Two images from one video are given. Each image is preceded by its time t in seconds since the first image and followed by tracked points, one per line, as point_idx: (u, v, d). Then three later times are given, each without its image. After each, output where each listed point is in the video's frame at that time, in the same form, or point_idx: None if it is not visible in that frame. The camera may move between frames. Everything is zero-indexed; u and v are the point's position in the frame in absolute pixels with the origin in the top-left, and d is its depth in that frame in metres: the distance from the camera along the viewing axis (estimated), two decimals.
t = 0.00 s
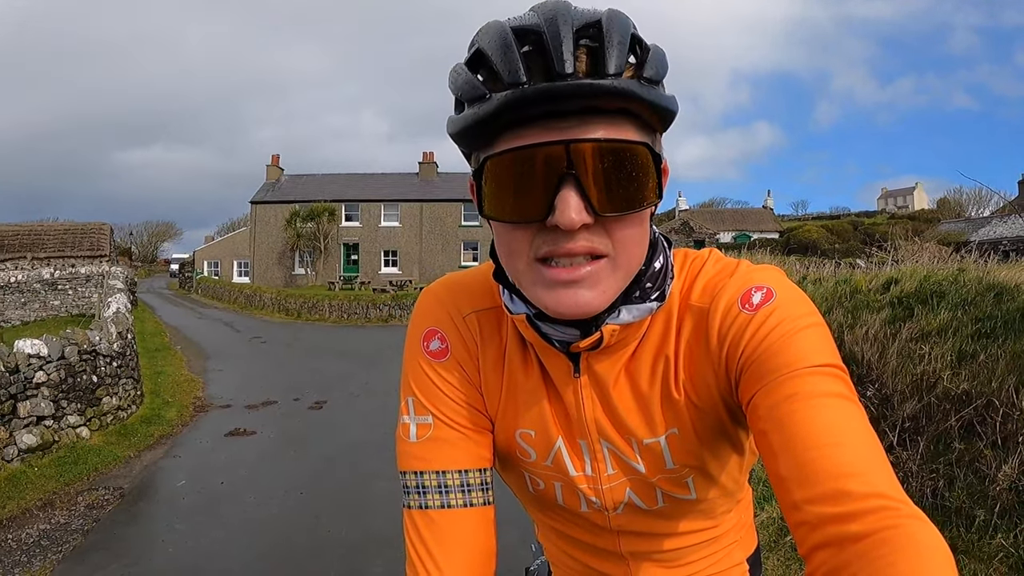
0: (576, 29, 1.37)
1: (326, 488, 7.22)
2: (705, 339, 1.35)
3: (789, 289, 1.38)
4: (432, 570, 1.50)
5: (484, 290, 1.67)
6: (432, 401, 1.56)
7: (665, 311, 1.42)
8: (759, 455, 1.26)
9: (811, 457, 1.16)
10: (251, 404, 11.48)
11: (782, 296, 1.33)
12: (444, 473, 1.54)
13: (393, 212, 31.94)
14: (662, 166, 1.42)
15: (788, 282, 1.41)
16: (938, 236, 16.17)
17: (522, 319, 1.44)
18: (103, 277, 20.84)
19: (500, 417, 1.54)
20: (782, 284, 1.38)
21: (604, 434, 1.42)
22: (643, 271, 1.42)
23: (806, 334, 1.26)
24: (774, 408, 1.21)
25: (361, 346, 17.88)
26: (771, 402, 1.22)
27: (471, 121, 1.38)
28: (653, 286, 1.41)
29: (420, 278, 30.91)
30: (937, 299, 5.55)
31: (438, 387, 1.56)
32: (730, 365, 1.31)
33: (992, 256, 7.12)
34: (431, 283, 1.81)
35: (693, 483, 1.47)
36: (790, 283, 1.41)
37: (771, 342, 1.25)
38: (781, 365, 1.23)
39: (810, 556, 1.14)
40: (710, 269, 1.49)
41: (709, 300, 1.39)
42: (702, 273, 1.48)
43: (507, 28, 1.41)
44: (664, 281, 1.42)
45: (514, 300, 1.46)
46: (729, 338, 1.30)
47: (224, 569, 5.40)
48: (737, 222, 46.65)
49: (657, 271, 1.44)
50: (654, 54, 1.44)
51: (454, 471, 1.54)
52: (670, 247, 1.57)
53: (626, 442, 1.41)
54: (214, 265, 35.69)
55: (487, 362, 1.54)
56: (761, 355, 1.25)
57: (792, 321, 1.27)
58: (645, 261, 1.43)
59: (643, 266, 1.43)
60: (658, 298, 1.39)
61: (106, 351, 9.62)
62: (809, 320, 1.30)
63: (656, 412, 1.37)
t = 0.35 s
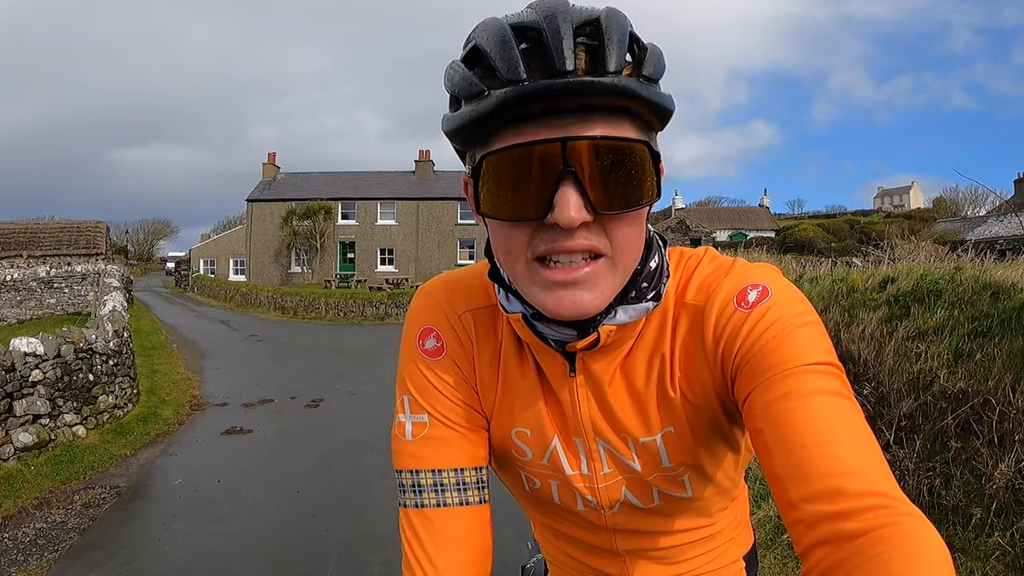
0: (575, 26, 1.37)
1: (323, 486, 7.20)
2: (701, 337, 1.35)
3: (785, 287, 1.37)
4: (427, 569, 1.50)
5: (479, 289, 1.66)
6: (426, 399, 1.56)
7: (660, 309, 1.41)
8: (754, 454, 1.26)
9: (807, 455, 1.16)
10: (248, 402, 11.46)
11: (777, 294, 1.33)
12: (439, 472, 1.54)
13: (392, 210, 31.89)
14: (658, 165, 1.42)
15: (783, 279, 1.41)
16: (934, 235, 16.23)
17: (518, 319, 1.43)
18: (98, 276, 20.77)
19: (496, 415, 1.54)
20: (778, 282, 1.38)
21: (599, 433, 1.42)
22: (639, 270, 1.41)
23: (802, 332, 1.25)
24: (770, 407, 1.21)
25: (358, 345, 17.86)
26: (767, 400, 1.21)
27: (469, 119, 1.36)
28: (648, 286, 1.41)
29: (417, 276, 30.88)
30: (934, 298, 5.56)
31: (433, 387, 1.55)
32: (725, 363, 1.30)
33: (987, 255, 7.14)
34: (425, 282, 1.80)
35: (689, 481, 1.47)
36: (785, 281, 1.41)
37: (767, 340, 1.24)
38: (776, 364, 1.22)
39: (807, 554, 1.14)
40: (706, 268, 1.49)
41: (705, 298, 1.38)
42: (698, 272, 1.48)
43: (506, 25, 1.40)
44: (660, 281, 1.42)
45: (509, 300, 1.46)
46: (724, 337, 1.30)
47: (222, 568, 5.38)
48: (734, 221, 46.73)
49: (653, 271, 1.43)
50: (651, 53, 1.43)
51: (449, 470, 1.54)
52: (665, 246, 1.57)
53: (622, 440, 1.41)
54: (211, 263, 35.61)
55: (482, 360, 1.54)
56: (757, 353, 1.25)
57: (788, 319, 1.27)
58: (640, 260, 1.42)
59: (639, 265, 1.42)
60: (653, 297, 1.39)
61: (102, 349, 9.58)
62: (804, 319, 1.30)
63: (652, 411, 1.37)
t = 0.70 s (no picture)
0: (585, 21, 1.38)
1: (333, 481, 7.27)
2: (700, 336, 1.34)
3: (784, 286, 1.36)
4: (423, 568, 1.50)
5: (478, 288, 1.67)
6: (425, 397, 1.56)
7: (660, 308, 1.41)
8: (755, 453, 1.25)
9: (806, 454, 1.15)
10: (261, 397, 11.58)
11: (776, 293, 1.32)
12: (437, 469, 1.55)
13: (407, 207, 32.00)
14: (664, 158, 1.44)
15: (782, 278, 1.40)
16: (953, 237, 16.03)
17: (517, 316, 1.43)
18: (115, 270, 21.04)
19: (495, 413, 1.54)
20: (777, 281, 1.37)
21: (598, 432, 1.42)
22: (639, 266, 1.40)
23: (801, 331, 1.25)
24: (769, 406, 1.20)
25: (371, 341, 17.96)
26: (767, 400, 1.21)
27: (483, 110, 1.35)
28: (648, 282, 1.40)
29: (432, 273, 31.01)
30: (950, 301, 5.50)
31: (432, 384, 1.56)
32: (724, 362, 1.30)
33: (1007, 258, 7.04)
34: (426, 279, 1.81)
35: (689, 481, 1.47)
36: (784, 280, 1.40)
37: (766, 339, 1.24)
38: (775, 363, 1.22)
39: (807, 554, 1.13)
40: (705, 267, 1.48)
41: (704, 297, 1.38)
42: (697, 271, 1.47)
43: (515, 20, 1.40)
44: (659, 278, 1.42)
45: (510, 298, 1.46)
46: (724, 336, 1.29)
47: (231, 561, 5.45)
48: (749, 221, 46.39)
49: (653, 267, 1.43)
50: (652, 52, 1.43)
51: (447, 468, 1.54)
52: (664, 244, 1.56)
53: (621, 439, 1.41)
54: (227, 259, 36.01)
55: (481, 358, 1.54)
56: (756, 352, 1.24)
57: (787, 318, 1.27)
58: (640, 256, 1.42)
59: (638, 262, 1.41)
60: (653, 294, 1.39)
61: (118, 343, 9.72)
62: (804, 318, 1.29)
63: (651, 409, 1.37)
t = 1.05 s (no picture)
0: (577, 25, 1.37)
1: (341, 478, 7.32)
2: (699, 336, 1.34)
3: (782, 286, 1.36)
4: (423, 569, 1.51)
5: (478, 289, 1.67)
6: (424, 398, 1.57)
7: (659, 309, 1.41)
8: (754, 454, 1.25)
9: (804, 454, 1.15)
10: (270, 394, 11.65)
11: (775, 294, 1.32)
12: (436, 470, 1.56)
13: (415, 204, 32.07)
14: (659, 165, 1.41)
15: (781, 278, 1.40)
16: (966, 232, 15.89)
17: (517, 318, 1.44)
18: (125, 267, 21.18)
19: (494, 414, 1.55)
20: (777, 281, 1.37)
21: (598, 433, 1.42)
22: (637, 270, 1.41)
23: (800, 331, 1.24)
24: (767, 406, 1.21)
25: (379, 338, 18.03)
26: (765, 400, 1.21)
27: (469, 117, 1.37)
28: (646, 284, 1.41)
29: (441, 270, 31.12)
30: (959, 298, 5.45)
31: (432, 386, 1.57)
32: (724, 363, 1.30)
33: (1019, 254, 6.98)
34: (427, 280, 1.82)
35: (689, 482, 1.47)
36: (783, 280, 1.40)
37: (765, 339, 1.24)
38: (775, 363, 1.21)
39: (806, 553, 1.13)
40: (705, 267, 1.48)
41: (703, 298, 1.38)
42: (696, 271, 1.47)
43: (507, 23, 1.40)
44: (658, 280, 1.42)
45: (508, 300, 1.47)
46: (723, 337, 1.29)
47: (239, 557, 5.51)
48: (758, 216, 46.14)
49: (650, 270, 1.43)
50: (651, 53, 1.42)
51: (447, 468, 1.55)
52: (663, 245, 1.56)
53: (621, 440, 1.41)
54: (236, 256, 36.24)
55: (480, 360, 1.55)
56: (755, 352, 1.24)
57: (787, 319, 1.26)
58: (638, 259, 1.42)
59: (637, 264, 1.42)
60: (651, 296, 1.39)
61: (128, 340, 9.80)
62: (803, 318, 1.29)
63: (651, 411, 1.37)
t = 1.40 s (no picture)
0: (568, 28, 1.37)
1: (333, 482, 7.27)
2: (699, 336, 1.35)
3: (783, 286, 1.37)
4: (421, 568, 1.51)
5: (477, 288, 1.66)
6: (423, 397, 1.57)
7: (659, 309, 1.41)
8: (755, 454, 1.25)
9: (805, 454, 1.15)
10: (260, 398, 11.57)
11: (775, 294, 1.32)
12: (435, 469, 1.55)
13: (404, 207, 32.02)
14: (651, 170, 1.41)
15: (781, 277, 1.41)
16: (949, 234, 16.09)
17: (516, 320, 1.44)
18: (113, 271, 20.99)
19: (492, 414, 1.54)
20: (776, 281, 1.37)
21: (598, 433, 1.42)
22: (635, 272, 1.42)
23: (801, 331, 1.25)
24: (768, 406, 1.21)
25: (369, 341, 17.97)
26: (766, 399, 1.21)
27: (458, 120, 1.38)
28: (644, 287, 1.42)
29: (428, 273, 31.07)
30: (948, 298, 5.51)
31: (431, 385, 1.56)
32: (724, 362, 1.30)
33: (1004, 255, 7.05)
34: (426, 278, 1.82)
35: (689, 482, 1.47)
36: (783, 279, 1.40)
37: (766, 339, 1.24)
38: (776, 363, 1.22)
39: (808, 553, 1.13)
40: (705, 268, 1.48)
41: (703, 298, 1.38)
42: (696, 272, 1.47)
43: (499, 26, 1.41)
44: (656, 282, 1.43)
45: (507, 300, 1.47)
46: (724, 337, 1.29)
47: (231, 562, 5.45)
48: (745, 219, 46.41)
49: (649, 272, 1.44)
50: (648, 54, 1.42)
51: (446, 467, 1.54)
52: (662, 247, 1.56)
53: (621, 441, 1.41)
54: (225, 260, 35.99)
55: (479, 359, 1.54)
56: (755, 352, 1.24)
57: (787, 319, 1.27)
58: (636, 261, 1.43)
59: (635, 266, 1.43)
60: (650, 298, 1.40)
61: (116, 345, 9.71)
62: (803, 317, 1.29)
63: (652, 411, 1.37)
